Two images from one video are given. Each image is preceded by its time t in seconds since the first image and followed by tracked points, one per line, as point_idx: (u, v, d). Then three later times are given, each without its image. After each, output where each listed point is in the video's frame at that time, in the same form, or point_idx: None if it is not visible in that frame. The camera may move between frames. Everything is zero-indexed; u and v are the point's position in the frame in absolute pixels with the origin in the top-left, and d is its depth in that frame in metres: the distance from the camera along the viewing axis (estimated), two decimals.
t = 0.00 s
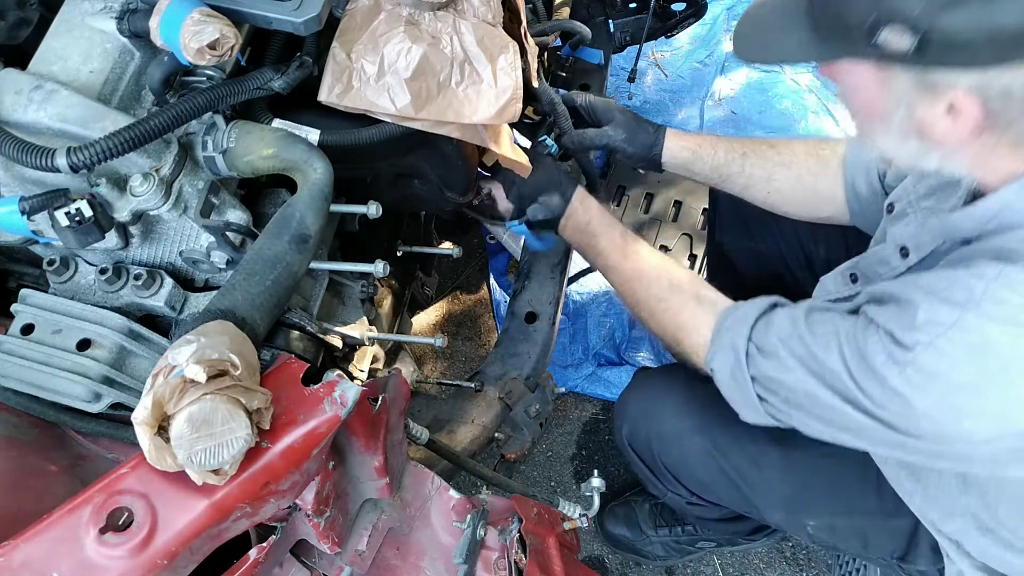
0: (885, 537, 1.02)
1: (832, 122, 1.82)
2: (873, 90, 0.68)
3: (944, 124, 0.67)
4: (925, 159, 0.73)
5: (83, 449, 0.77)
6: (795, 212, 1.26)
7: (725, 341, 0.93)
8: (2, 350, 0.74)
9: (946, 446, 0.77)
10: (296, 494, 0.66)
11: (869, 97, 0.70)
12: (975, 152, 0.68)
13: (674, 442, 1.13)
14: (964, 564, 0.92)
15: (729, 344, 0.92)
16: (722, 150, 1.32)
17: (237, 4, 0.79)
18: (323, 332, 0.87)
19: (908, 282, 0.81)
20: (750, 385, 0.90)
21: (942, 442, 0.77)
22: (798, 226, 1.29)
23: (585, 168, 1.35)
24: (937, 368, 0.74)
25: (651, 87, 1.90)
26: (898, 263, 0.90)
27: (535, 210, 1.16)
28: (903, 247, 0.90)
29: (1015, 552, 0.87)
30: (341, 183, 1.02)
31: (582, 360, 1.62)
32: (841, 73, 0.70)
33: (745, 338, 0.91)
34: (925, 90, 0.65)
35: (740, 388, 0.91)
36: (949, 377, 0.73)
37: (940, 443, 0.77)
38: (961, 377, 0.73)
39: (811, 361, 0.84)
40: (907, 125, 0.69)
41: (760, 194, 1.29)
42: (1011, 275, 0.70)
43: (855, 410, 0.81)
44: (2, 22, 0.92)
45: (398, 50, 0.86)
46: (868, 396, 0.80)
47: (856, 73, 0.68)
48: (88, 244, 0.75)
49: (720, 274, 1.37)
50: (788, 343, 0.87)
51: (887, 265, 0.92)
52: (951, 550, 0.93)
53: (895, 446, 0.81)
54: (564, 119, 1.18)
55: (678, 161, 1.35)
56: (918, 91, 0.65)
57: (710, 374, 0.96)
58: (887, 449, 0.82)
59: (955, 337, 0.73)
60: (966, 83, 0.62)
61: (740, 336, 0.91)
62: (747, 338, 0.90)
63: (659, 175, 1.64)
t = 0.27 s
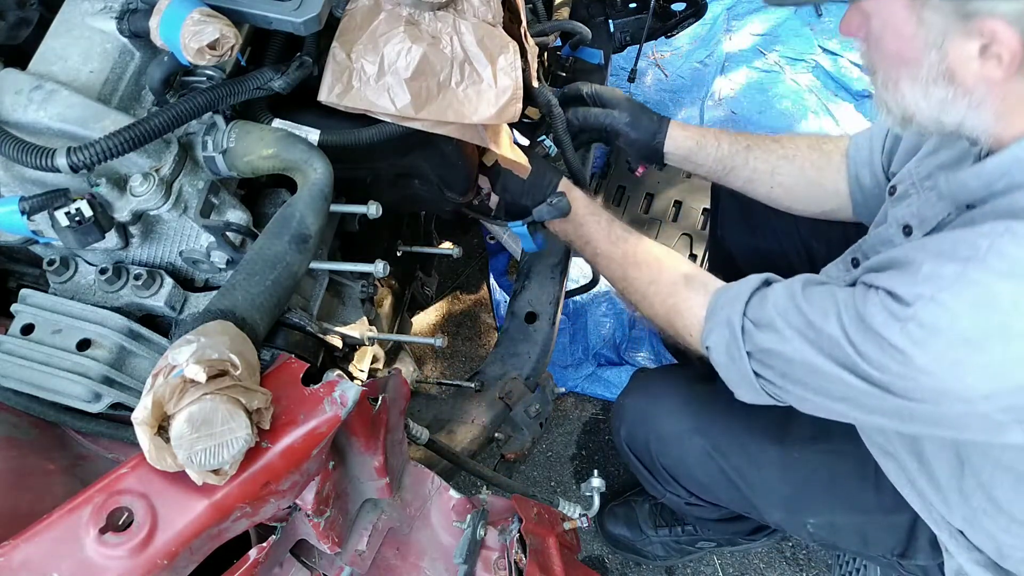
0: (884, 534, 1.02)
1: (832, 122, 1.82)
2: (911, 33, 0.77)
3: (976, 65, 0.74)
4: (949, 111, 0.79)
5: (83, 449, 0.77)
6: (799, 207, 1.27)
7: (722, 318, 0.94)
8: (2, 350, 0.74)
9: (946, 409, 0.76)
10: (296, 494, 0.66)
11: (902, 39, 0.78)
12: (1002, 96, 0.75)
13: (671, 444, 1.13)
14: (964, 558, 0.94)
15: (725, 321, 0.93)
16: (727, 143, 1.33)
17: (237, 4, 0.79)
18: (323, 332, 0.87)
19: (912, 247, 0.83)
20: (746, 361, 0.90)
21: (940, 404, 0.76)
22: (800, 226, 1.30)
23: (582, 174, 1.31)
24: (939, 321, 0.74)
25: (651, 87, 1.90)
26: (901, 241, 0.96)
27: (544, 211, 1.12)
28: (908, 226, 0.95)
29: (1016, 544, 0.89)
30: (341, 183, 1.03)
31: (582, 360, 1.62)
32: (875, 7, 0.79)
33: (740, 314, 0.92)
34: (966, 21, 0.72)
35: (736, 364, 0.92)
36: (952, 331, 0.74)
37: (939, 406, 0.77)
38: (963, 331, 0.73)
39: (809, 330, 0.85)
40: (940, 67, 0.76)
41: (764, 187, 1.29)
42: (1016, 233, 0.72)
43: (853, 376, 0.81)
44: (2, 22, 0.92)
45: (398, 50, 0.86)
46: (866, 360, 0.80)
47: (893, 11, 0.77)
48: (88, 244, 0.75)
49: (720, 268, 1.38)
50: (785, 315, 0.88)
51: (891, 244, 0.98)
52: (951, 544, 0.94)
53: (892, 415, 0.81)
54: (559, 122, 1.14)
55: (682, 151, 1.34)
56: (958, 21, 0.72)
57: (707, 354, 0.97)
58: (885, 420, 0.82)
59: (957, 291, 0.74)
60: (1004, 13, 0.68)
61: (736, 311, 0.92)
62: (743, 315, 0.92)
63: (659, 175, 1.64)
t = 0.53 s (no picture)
0: (882, 530, 1.02)
1: (832, 122, 1.82)
2: (914, 8, 0.83)
3: (976, 37, 0.79)
4: (947, 88, 0.84)
5: (83, 449, 0.77)
6: (802, 202, 1.28)
7: (713, 318, 0.93)
8: (2, 350, 0.74)
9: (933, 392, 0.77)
10: (296, 494, 0.66)
11: (906, 13, 0.84)
12: (999, 71, 0.80)
13: (667, 445, 1.13)
14: (959, 552, 0.93)
15: (715, 321, 0.93)
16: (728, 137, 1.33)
17: (237, 4, 0.79)
18: (323, 332, 0.88)
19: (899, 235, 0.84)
20: (737, 360, 0.90)
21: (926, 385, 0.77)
22: (802, 224, 1.31)
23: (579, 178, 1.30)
24: (923, 300, 0.75)
25: (651, 86, 1.90)
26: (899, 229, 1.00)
27: (542, 210, 1.12)
28: (903, 214, 1.00)
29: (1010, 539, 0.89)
30: (341, 183, 1.03)
31: (582, 360, 1.62)
32: None
33: (730, 313, 0.92)
34: None
35: (726, 363, 0.92)
36: (936, 310, 0.74)
37: (925, 389, 0.77)
38: (947, 308, 0.74)
39: (797, 324, 0.85)
40: (942, 39, 0.81)
41: (764, 181, 1.30)
42: (999, 212, 0.74)
43: (840, 366, 0.81)
44: (3, 22, 0.92)
45: (398, 50, 0.86)
46: (853, 347, 0.80)
47: None
48: (88, 244, 0.75)
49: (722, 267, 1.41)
50: (772, 310, 0.87)
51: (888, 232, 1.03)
52: (947, 538, 0.94)
53: (880, 402, 0.81)
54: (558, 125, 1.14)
55: (681, 140, 1.34)
56: None
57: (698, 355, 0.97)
58: (871, 411, 0.82)
59: (941, 269, 0.75)
60: None
61: (727, 311, 0.92)
62: (732, 313, 0.91)
63: (660, 176, 1.64)
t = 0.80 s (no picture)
0: (880, 535, 1.02)
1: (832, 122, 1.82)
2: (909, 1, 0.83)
3: (972, 30, 0.78)
4: (942, 83, 0.84)
5: (83, 448, 0.77)
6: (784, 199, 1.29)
7: (709, 324, 0.93)
8: (2, 350, 0.74)
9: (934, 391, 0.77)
10: (296, 494, 0.66)
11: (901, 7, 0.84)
12: (995, 65, 0.79)
13: (665, 450, 1.13)
14: (958, 556, 0.93)
15: (711, 327, 0.93)
16: (720, 136, 1.34)
17: (237, 4, 0.79)
18: (323, 332, 0.88)
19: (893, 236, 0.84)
20: (733, 366, 0.90)
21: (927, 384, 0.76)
22: (793, 225, 1.33)
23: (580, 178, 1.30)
24: (921, 299, 0.74)
25: (651, 86, 1.90)
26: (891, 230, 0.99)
27: (542, 210, 1.15)
28: (896, 216, 0.99)
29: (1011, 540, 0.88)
30: (341, 183, 1.03)
31: (582, 360, 1.62)
32: None
33: (726, 319, 0.92)
34: None
35: (722, 369, 0.92)
36: (935, 308, 0.74)
37: (926, 390, 0.77)
38: (946, 306, 0.74)
39: (794, 328, 0.85)
40: (937, 33, 0.82)
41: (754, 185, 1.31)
42: (995, 209, 0.74)
43: (839, 370, 0.81)
44: (3, 22, 0.92)
45: (398, 50, 0.86)
46: (851, 349, 0.80)
47: None
48: (88, 244, 0.75)
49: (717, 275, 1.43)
50: (769, 315, 0.88)
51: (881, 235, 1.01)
52: (946, 542, 0.94)
53: (880, 405, 0.81)
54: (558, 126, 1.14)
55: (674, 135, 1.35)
56: None
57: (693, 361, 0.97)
58: (872, 414, 0.82)
59: (939, 268, 0.74)
60: None
61: (723, 317, 0.92)
62: (729, 318, 0.92)
63: (660, 176, 1.64)
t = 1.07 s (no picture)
0: (880, 544, 1.03)
1: (832, 122, 1.82)
2: None
3: (980, 19, 0.78)
4: (949, 74, 0.84)
5: (83, 448, 0.77)
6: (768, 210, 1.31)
7: (706, 313, 0.94)
8: (2, 350, 0.74)
9: (942, 386, 0.76)
10: (296, 494, 0.66)
11: None
12: (1002, 57, 0.80)
13: (664, 461, 1.13)
14: (958, 568, 0.94)
15: (709, 317, 0.93)
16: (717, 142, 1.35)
17: (237, 4, 0.79)
18: (323, 332, 0.88)
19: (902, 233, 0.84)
20: (729, 356, 0.90)
21: (936, 379, 0.76)
22: (777, 236, 1.33)
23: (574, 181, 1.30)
24: (936, 292, 0.75)
25: (651, 86, 1.90)
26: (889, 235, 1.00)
27: (542, 205, 1.14)
28: (895, 220, 1.00)
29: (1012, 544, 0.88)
30: (341, 183, 1.03)
31: (582, 360, 1.62)
32: None
33: (725, 309, 0.92)
34: None
35: (715, 361, 0.92)
36: (950, 301, 0.74)
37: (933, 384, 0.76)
38: (963, 299, 0.74)
39: (798, 321, 0.85)
40: (945, 23, 0.81)
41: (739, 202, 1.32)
42: (1009, 204, 0.75)
43: (844, 363, 0.80)
44: (3, 22, 0.92)
45: (398, 50, 0.86)
46: (858, 342, 0.80)
47: None
48: (88, 244, 0.75)
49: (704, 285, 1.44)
50: (771, 307, 0.88)
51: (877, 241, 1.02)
52: (945, 553, 0.95)
53: (884, 401, 0.80)
54: (556, 126, 1.16)
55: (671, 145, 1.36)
56: None
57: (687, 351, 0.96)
58: (875, 409, 0.81)
59: (955, 261, 0.74)
60: None
61: (721, 306, 0.92)
62: (727, 309, 0.92)
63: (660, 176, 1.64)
